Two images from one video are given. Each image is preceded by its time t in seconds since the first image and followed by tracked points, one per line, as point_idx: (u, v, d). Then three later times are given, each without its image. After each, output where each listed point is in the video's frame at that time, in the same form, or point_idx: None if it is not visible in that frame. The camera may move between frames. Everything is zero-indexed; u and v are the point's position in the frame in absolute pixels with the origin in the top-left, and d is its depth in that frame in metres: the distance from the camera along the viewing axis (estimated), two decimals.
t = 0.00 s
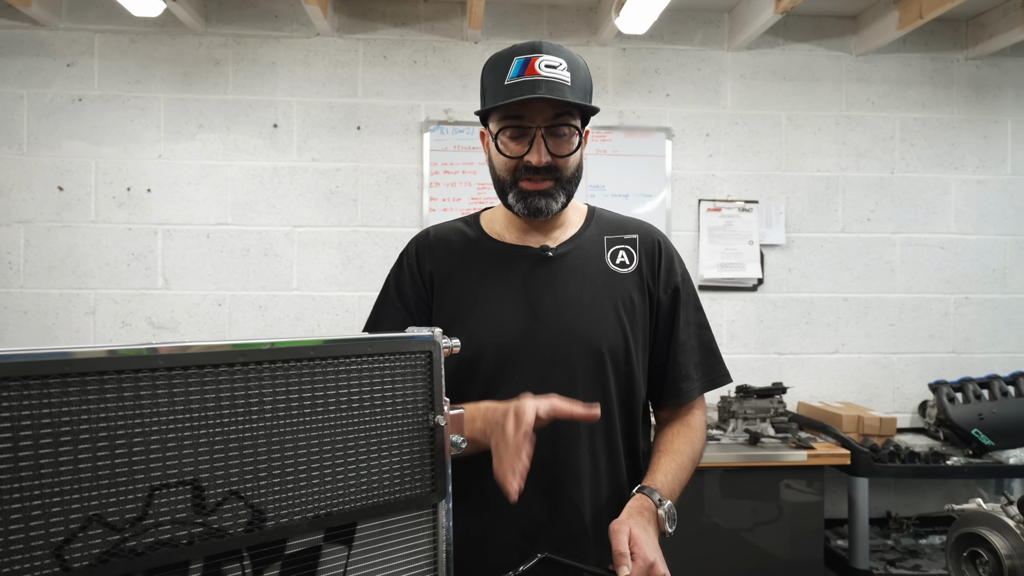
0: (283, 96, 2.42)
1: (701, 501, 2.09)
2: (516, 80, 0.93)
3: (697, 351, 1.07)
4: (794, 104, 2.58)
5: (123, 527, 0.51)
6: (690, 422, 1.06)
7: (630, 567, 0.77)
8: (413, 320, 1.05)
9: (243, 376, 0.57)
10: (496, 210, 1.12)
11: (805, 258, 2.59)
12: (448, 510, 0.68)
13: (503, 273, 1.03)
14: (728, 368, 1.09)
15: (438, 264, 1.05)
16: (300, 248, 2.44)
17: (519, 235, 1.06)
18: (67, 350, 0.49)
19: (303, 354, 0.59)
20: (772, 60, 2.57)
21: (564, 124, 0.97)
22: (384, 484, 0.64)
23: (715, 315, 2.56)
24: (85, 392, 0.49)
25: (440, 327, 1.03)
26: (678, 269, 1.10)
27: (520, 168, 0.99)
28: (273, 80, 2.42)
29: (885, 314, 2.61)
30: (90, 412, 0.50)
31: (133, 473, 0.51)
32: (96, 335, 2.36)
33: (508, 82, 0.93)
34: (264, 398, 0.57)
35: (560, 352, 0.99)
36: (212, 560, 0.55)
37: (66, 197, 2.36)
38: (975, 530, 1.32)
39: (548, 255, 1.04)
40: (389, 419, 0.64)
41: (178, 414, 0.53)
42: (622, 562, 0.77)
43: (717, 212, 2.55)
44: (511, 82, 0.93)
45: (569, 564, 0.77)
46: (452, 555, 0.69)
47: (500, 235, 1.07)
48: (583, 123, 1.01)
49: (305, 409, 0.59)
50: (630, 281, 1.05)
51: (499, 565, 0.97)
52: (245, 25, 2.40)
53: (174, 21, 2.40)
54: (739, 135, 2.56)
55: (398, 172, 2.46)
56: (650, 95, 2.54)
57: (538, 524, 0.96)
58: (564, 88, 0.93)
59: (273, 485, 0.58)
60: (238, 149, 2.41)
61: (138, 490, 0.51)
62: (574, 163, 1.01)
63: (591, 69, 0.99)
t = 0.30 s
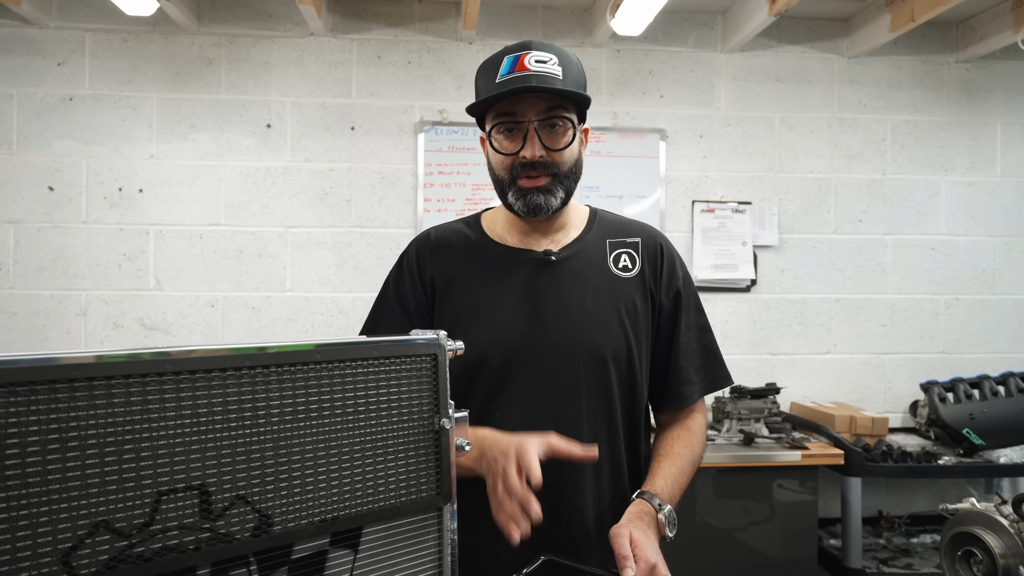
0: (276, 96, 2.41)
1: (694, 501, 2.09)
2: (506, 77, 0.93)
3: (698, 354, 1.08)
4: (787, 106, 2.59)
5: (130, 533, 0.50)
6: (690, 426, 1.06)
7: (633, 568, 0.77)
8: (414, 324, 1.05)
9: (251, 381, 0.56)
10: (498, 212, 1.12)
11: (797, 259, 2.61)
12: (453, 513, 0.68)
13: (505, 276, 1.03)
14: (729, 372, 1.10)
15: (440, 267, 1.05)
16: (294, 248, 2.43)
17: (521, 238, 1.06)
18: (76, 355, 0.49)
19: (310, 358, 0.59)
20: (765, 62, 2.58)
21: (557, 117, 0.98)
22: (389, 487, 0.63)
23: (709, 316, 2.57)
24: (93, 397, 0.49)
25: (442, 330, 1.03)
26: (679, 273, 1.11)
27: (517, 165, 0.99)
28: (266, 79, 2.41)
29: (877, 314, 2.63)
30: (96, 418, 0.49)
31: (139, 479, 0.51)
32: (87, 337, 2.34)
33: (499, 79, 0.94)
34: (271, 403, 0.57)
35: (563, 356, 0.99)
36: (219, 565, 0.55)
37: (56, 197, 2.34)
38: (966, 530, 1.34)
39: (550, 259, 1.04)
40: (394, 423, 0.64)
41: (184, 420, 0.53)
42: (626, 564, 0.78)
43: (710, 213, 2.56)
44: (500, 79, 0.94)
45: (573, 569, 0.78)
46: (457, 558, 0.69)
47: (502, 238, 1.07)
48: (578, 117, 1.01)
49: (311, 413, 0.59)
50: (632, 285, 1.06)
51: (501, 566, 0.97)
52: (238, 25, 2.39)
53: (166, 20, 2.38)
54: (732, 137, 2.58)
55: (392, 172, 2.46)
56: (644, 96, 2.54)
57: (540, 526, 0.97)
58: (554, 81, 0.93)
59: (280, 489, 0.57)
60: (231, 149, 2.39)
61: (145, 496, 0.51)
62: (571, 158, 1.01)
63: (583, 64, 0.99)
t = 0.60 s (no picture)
0: (268, 96, 2.40)
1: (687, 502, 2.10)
2: (495, 80, 0.94)
3: (698, 359, 1.09)
4: (778, 108, 2.61)
5: (135, 540, 0.50)
6: (689, 432, 1.07)
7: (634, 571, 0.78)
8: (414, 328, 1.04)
9: (256, 387, 0.56)
10: (498, 215, 1.12)
11: (788, 261, 2.62)
12: (456, 517, 0.68)
13: (506, 281, 1.03)
14: (730, 376, 1.10)
15: (441, 273, 1.05)
16: (287, 250, 2.42)
17: (523, 243, 1.06)
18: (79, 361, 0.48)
19: (314, 363, 0.58)
20: (756, 64, 2.60)
21: (547, 117, 0.98)
22: (392, 492, 0.63)
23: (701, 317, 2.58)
24: (99, 404, 0.49)
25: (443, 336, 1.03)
26: (681, 278, 1.11)
27: (508, 167, 0.99)
28: (258, 80, 2.39)
29: (867, 315, 2.65)
30: (101, 425, 0.49)
31: (145, 485, 0.51)
32: (77, 339, 2.32)
33: (487, 82, 0.95)
34: (277, 410, 0.57)
35: (565, 361, 0.99)
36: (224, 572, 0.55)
37: (45, 198, 2.32)
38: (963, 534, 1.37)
39: (553, 266, 1.04)
40: (398, 428, 0.64)
41: (189, 426, 0.53)
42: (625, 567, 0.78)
43: (702, 215, 2.58)
44: (488, 82, 0.95)
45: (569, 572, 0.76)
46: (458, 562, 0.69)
47: (502, 242, 1.07)
48: (571, 117, 1.01)
49: (316, 419, 0.59)
50: (634, 291, 1.06)
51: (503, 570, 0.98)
52: (230, 24, 2.38)
53: (157, 20, 2.36)
54: (724, 139, 2.59)
55: (385, 173, 2.45)
56: (637, 98, 2.55)
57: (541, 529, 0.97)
58: (543, 80, 0.93)
59: (286, 496, 0.57)
60: (223, 150, 2.38)
61: (150, 503, 0.51)
62: (563, 159, 1.00)
63: (576, 64, 0.99)
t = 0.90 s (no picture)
0: (261, 95, 2.39)
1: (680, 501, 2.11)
2: (493, 81, 0.94)
3: (703, 357, 1.09)
4: (771, 109, 2.63)
5: (143, 543, 0.50)
6: (693, 430, 1.08)
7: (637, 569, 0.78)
8: (417, 331, 1.04)
9: (263, 388, 0.56)
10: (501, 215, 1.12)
11: (781, 261, 2.64)
12: (460, 517, 0.68)
13: (511, 283, 1.03)
14: (735, 373, 1.11)
15: (445, 276, 1.04)
16: (279, 250, 2.40)
17: (527, 244, 1.06)
18: (82, 362, 0.48)
19: (321, 364, 0.58)
20: (749, 65, 2.61)
21: (546, 118, 0.97)
22: (397, 493, 0.63)
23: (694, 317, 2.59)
24: (106, 406, 0.49)
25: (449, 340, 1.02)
26: (685, 277, 1.12)
27: (508, 169, 0.99)
28: (251, 78, 2.38)
29: (858, 315, 2.68)
30: (108, 427, 0.49)
31: (152, 487, 0.50)
32: (66, 340, 2.30)
33: (485, 84, 0.95)
34: (285, 411, 0.57)
35: (573, 363, 0.99)
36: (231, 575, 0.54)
37: (34, 197, 2.29)
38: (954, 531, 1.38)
39: (560, 269, 1.04)
40: (404, 428, 0.64)
41: (196, 429, 0.52)
42: (628, 567, 0.78)
43: (695, 215, 2.59)
44: (486, 84, 0.95)
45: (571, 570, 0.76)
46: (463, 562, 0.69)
47: (506, 244, 1.06)
48: (570, 116, 1.00)
49: (323, 421, 0.59)
50: (639, 292, 1.06)
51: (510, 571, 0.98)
52: (223, 23, 2.36)
53: (149, 18, 2.35)
54: (717, 139, 2.60)
55: (379, 173, 2.45)
56: (631, 99, 2.56)
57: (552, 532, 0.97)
58: (541, 81, 0.93)
59: (293, 497, 0.57)
60: (215, 149, 2.36)
61: (157, 505, 0.50)
62: (564, 159, 1.00)
63: (575, 63, 0.99)
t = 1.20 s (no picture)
0: (252, 93, 2.37)
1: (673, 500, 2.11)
2: (499, 81, 0.94)
3: (712, 351, 1.10)
4: (763, 110, 2.64)
5: (147, 546, 0.49)
6: (703, 425, 1.08)
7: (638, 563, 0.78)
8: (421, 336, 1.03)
9: (269, 389, 0.56)
10: (506, 215, 1.12)
11: (772, 261, 2.65)
12: (462, 517, 0.68)
13: (520, 285, 1.03)
14: (743, 366, 1.12)
15: (454, 281, 1.04)
16: (271, 249, 2.39)
17: (537, 246, 1.06)
18: (69, 364, 0.47)
19: (325, 364, 0.58)
20: (740, 66, 2.62)
21: (553, 118, 0.97)
22: (400, 494, 0.63)
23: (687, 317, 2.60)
24: (108, 407, 0.48)
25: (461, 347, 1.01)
26: (693, 274, 1.13)
27: (515, 171, 0.99)
28: (242, 76, 2.36)
29: (849, 314, 2.70)
30: (111, 428, 0.48)
31: (155, 489, 0.50)
32: (55, 340, 2.27)
33: (491, 84, 0.94)
34: (292, 412, 0.57)
35: (590, 365, 0.99)
36: None
37: (22, 195, 2.27)
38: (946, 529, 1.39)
39: (572, 270, 1.03)
40: (407, 428, 0.64)
41: (202, 430, 0.52)
42: (633, 566, 0.78)
43: (688, 215, 2.60)
44: (492, 84, 0.94)
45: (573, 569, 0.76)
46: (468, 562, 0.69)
47: (515, 246, 1.06)
48: (577, 115, 1.00)
49: (329, 420, 0.59)
50: (651, 290, 1.07)
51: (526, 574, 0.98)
52: (214, 21, 2.35)
53: (139, 15, 2.33)
54: (709, 140, 2.61)
55: (372, 172, 2.44)
56: (623, 99, 2.56)
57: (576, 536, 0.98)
58: (548, 80, 0.93)
59: (298, 498, 0.57)
60: (207, 148, 2.35)
61: (160, 507, 0.50)
62: (572, 159, 1.00)
63: (583, 61, 0.99)
